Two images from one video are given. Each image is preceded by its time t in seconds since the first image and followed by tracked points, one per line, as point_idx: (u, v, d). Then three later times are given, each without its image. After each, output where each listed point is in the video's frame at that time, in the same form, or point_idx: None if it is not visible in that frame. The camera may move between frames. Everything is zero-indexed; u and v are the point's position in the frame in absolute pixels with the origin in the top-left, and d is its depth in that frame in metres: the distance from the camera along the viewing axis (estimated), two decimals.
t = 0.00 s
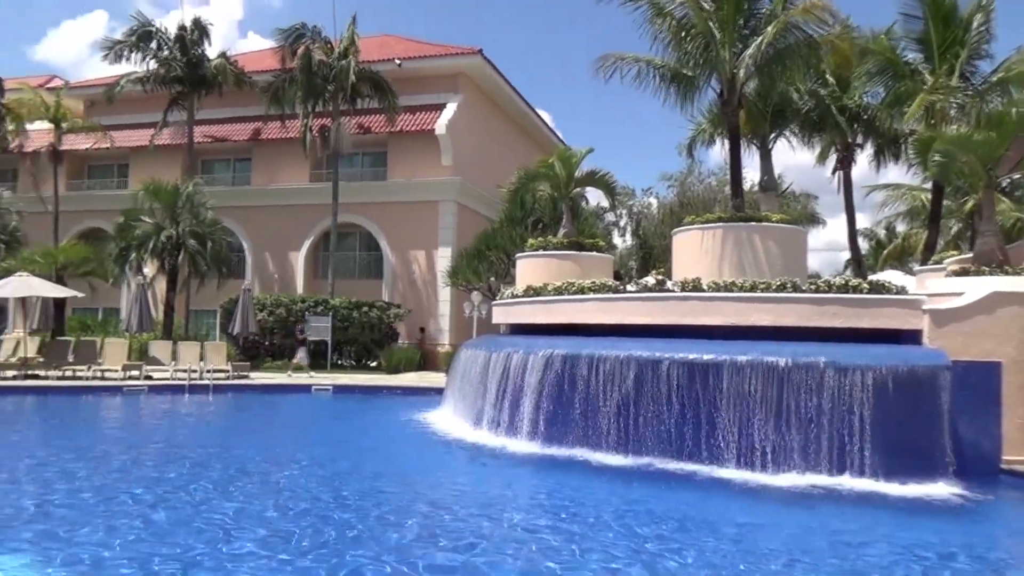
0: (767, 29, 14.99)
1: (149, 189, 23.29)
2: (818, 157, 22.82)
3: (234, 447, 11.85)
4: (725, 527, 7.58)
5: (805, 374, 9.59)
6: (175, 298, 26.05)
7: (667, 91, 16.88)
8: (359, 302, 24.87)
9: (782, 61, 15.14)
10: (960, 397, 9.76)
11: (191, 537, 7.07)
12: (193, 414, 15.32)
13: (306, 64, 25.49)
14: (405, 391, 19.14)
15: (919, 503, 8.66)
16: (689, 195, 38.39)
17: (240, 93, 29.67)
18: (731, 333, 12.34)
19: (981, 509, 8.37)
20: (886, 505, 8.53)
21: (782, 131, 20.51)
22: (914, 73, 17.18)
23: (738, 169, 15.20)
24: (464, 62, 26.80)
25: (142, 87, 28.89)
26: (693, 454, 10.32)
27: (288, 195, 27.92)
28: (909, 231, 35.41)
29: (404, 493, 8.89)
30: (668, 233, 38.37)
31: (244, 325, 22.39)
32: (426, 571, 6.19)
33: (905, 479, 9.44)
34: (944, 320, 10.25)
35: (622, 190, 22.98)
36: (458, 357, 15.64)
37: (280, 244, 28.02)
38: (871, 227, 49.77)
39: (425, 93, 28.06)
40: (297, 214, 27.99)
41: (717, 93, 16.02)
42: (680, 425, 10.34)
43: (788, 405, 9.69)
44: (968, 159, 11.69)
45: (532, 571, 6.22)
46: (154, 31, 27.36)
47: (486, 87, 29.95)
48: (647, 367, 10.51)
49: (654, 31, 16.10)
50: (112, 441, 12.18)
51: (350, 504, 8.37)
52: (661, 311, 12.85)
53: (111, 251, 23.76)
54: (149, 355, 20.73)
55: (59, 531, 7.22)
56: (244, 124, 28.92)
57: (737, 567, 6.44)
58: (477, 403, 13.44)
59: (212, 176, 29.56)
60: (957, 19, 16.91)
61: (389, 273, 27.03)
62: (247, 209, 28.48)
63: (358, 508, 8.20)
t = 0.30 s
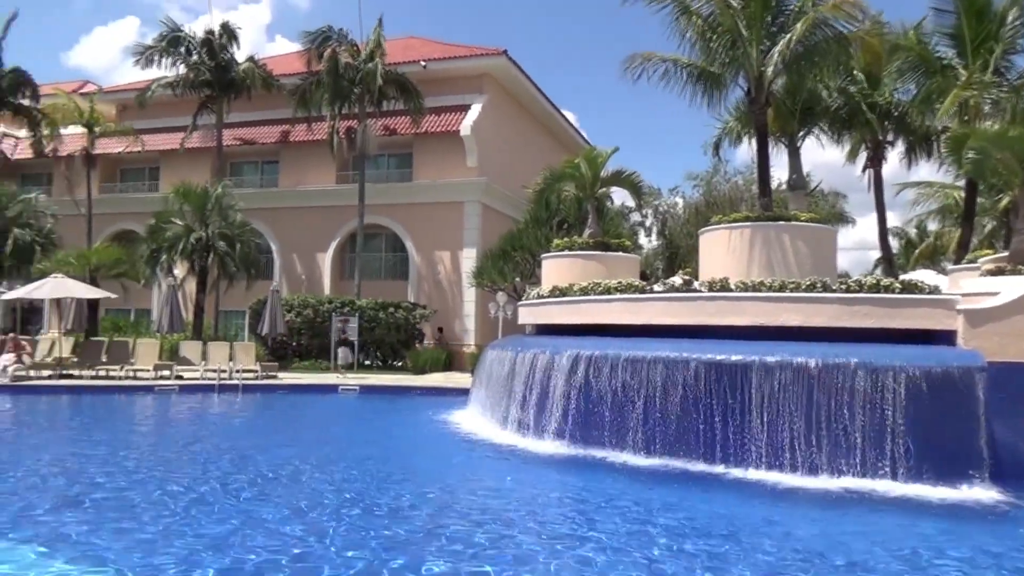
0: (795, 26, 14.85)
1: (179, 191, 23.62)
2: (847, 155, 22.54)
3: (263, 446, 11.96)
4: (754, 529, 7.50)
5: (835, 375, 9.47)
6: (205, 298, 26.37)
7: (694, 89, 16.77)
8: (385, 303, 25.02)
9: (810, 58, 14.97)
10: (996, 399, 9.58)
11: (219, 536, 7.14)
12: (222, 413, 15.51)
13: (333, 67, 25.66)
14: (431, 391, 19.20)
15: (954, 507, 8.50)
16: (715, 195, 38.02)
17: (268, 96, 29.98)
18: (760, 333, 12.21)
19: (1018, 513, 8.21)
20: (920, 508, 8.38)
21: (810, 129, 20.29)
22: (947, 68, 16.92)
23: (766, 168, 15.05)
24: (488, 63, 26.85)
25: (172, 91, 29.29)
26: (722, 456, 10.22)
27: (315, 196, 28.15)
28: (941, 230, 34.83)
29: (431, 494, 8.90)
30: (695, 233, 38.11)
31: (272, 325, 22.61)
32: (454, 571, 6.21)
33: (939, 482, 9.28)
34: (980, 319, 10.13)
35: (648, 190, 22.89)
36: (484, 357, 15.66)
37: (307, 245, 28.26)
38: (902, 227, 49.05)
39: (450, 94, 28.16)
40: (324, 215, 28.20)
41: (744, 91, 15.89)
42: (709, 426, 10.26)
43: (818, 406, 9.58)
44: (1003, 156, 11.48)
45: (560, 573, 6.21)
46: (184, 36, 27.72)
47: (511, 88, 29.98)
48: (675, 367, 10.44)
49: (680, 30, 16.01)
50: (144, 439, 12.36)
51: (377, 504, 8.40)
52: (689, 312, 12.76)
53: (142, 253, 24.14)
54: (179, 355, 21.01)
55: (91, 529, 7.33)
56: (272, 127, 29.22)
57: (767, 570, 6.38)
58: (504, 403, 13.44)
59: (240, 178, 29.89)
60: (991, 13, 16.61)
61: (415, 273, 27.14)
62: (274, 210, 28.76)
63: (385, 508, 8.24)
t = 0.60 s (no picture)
0: (825, 26, 14.71)
1: (209, 195, 23.95)
2: (878, 156, 22.25)
3: (291, 448, 12.05)
4: (784, 536, 7.39)
5: (867, 380, 9.32)
6: (235, 301, 26.68)
7: (722, 91, 16.69)
8: (412, 306, 25.14)
9: (841, 58, 14.81)
10: None
11: (248, 537, 7.19)
12: (252, 415, 15.67)
13: (360, 71, 25.84)
14: (457, 394, 19.24)
15: (991, 515, 8.32)
16: (743, 198, 37.67)
17: (297, 101, 30.30)
18: (790, 337, 12.07)
19: None
20: (955, 516, 8.21)
21: (840, 130, 20.06)
22: (982, 68, 16.65)
23: (795, 170, 14.88)
24: (514, 66, 26.91)
25: (203, 97, 29.69)
26: (751, 461, 10.11)
27: (343, 200, 28.36)
28: (976, 233, 34.20)
29: (457, 497, 8.89)
30: (722, 236, 37.81)
31: (300, 328, 22.80)
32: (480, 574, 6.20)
33: (975, 489, 9.09)
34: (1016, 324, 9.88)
35: (675, 194, 22.78)
36: (511, 361, 15.66)
37: (335, 248, 28.48)
38: (934, 229, 48.27)
39: (476, 98, 28.25)
40: (351, 219, 28.41)
41: (773, 93, 15.74)
42: (737, 431, 10.16)
43: (849, 411, 9.44)
44: None
45: None
46: (214, 42, 28.08)
47: (537, 91, 30.01)
48: (703, 372, 10.35)
49: (708, 32, 15.92)
50: (175, 441, 12.53)
51: (403, 507, 8.41)
52: (717, 316, 12.63)
53: (174, 256, 24.49)
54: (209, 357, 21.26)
55: (122, 528, 7.41)
56: (300, 131, 29.51)
57: None
58: (530, 407, 13.43)
59: (269, 183, 30.20)
60: None
61: (441, 276, 27.23)
62: (303, 214, 29.03)
63: (411, 510, 8.24)
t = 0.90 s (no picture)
0: (858, 25, 14.52)
1: (240, 200, 24.28)
2: (912, 156, 21.89)
3: (322, 449, 12.18)
4: (816, 542, 7.31)
5: (902, 384, 9.18)
6: (266, 304, 26.98)
7: (752, 91, 16.57)
8: (441, 308, 25.24)
9: (873, 58, 14.60)
10: None
11: (282, 536, 7.30)
12: (283, 416, 15.85)
13: (390, 75, 26.01)
14: (486, 396, 19.29)
15: None
16: (773, 199, 37.25)
17: (327, 105, 30.62)
18: (822, 340, 11.92)
19: None
20: (994, 524, 8.07)
21: (873, 131, 19.78)
22: (1020, 65, 16.30)
23: (827, 170, 14.70)
24: (542, 68, 26.96)
25: (235, 102, 30.08)
26: (783, 465, 10.00)
27: (372, 203, 28.55)
28: (1014, 234, 33.49)
29: (486, 499, 8.92)
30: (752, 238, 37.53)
31: (330, 330, 22.99)
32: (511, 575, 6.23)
33: (1015, 497, 8.87)
34: None
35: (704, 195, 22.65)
36: (539, 363, 15.66)
37: (364, 251, 28.67)
38: (970, 230, 47.39)
39: (504, 100, 28.31)
40: (379, 222, 28.59)
41: (805, 92, 15.55)
42: (769, 435, 10.06)
43: (884, 416, 9.29)
44: None
45: None
46: (246, 48, 28.41)
47: (565, 94, 30.00)
48: (734, 375, 10.26)
49: (738, 32, 15.80)
50: (209, 441, 12.72)
51: (432, 509, 8.44)
52: (748, 318, 12.55)
53: (207, 259, 24.85)
54: (242, 359, 21.54)
55: (156, 528, 7.52)
56: (330, 135, 29.80)
57: None
58: (558, 409, 13.42)
59: (300, 186, 30.52)
60: None
61: (469, 279, 27.30)
62: (332, 217, 29.27)
63: (441, 513, 8.27)
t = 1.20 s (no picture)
0: (896, 20, 14.27)
1: (276, 204, 24.61)
2: (953, 153, 21.45)
3: (357, 450, 12.28)
4: (855, 547, 7.18)
5: (946, 387, 8.97)
6: (301, 307, 27.29)
7: (788, 90, 16.39)
8: (473, 310, 25.33)
9: (912, 55, 14.35)
10: None
11: (317, 537, 7.36)
12: (319, 418, 16.01)
13: (422, 79, 26.15)
14: (519, 399, 19.28)
15: None
16: (810, 199, 36.76)
17: (361, 110, 30.93)
18: (861, 342, 11.73)
19: None
20: None
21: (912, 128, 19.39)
22: None
23: (865, 168, 14.44)
24: (573, 70, 26.98)
25: (270, 108, 30.49)
26: (821, 469, 9.86)
27: (405, 206, 28.72)
28: None
29: (521, 502, 8.91)
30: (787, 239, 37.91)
31: (364, 332, 23.18)
32: None
33: None
34: None
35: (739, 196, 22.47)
36: (572, 366, 15.62)
37: (397, 254, 28.84)
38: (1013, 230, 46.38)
39: (536, 102, 28.32)
40: (412, 225, 28.75)
41: (842, 89, 15.31)
42: (807, 438, 9.92)
43: (927, 419, 9.10)
44: None
45: None
46: (281, 54, 28.77)
47: (597, 95, 29.94)
48: (770, 377, 10.13)
49: (773, 29, 15.62)
50: (245, 442, 12.89)
51: (465, 511, 8.45)
52: (786, 319, 12.41)
53: (244, 263, 25.19)
54: (278, 361, 21.79)
55: (193, 527, 7.63)
56: (364, 139, 30.07)
57: None
58: (592, 412, 13.37)
59: (334, 190, 30.82)
60: None
61: (501, 281, 27.32)
62: (365, 221, 29.50)
63: (473, 514, 8.27)
